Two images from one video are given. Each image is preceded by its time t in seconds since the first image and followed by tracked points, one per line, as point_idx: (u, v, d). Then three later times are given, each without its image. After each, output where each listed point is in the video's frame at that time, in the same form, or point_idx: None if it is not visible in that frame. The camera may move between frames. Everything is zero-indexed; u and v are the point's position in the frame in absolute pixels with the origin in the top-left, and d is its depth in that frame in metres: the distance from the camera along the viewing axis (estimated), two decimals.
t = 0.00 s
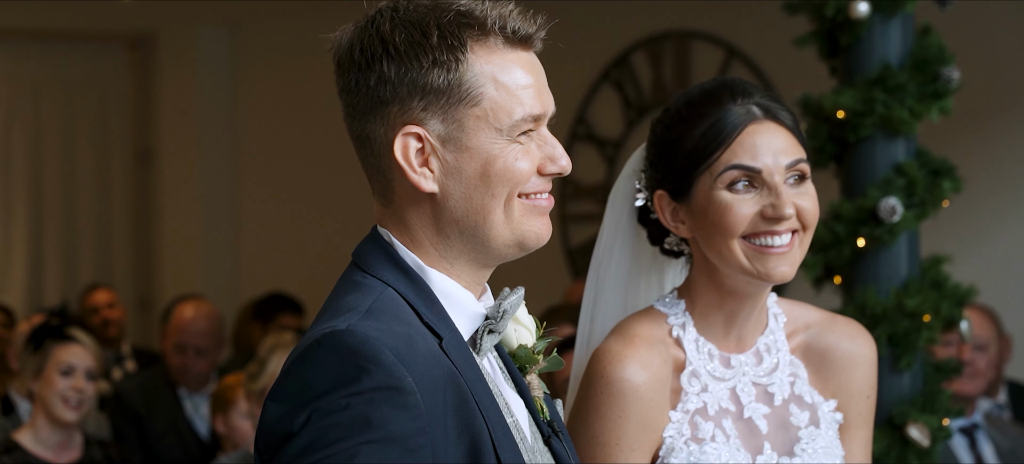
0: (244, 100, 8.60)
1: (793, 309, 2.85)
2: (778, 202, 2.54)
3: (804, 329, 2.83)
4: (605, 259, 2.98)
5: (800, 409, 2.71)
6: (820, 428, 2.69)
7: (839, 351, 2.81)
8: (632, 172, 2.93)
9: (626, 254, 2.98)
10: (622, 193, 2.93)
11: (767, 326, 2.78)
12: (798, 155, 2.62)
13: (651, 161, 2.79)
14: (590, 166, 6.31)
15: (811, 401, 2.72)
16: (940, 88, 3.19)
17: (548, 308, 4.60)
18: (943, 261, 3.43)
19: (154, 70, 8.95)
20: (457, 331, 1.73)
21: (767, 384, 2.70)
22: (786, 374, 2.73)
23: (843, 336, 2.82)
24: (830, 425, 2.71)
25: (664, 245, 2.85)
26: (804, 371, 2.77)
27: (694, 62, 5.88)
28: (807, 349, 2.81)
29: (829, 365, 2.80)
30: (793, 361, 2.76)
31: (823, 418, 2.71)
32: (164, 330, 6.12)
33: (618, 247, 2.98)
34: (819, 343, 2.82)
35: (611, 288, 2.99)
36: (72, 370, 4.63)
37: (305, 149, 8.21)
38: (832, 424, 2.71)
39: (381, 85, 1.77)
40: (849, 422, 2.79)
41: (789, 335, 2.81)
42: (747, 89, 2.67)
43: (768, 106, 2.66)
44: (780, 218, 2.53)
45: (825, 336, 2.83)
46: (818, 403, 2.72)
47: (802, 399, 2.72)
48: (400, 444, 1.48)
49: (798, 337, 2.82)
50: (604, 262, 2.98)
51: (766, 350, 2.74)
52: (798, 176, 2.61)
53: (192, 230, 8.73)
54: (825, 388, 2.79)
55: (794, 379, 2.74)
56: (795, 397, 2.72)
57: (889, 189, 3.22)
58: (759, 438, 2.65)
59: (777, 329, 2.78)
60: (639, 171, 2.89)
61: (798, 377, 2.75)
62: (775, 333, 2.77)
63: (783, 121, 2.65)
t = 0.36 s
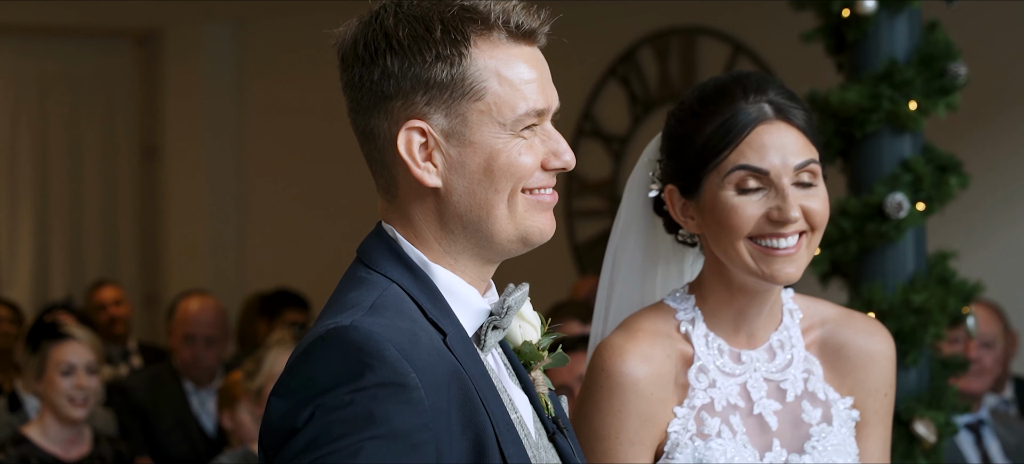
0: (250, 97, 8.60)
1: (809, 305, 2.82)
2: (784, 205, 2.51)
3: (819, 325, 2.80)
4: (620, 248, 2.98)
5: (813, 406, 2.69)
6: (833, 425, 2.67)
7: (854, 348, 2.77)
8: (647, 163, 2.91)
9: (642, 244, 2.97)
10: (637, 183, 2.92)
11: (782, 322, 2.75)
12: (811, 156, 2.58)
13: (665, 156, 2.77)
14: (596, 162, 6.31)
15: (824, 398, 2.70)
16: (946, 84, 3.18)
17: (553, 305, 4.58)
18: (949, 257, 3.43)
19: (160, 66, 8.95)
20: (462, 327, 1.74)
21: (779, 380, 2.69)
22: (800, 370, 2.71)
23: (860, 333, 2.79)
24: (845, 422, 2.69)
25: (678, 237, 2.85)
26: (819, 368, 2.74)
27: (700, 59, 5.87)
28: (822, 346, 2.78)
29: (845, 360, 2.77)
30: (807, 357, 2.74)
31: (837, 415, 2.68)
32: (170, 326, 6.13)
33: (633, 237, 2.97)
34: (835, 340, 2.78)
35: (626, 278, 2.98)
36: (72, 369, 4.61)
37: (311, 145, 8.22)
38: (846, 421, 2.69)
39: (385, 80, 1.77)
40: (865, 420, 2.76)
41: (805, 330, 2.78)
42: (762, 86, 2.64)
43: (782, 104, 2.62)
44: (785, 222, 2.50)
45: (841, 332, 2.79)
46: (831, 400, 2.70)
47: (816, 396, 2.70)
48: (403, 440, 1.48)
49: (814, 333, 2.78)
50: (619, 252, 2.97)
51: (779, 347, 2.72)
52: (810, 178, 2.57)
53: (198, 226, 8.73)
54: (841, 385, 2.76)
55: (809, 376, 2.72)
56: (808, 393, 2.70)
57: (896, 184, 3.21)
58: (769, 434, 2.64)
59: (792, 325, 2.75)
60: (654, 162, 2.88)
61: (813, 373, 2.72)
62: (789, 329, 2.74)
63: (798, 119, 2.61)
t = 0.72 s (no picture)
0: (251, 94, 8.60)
1: (841, 310, 2.75)
2: (735, 196, 2.50)
3: (851, 331, 2.72)
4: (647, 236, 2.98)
5: (833, 410, 2.63)
6: (852, 431, 2.60)
7: (884, 356, 2.69)
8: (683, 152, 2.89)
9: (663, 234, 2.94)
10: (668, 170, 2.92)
11: (809, 324, 2.69)
12: (779, 143, 2.53)
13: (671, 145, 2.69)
14: (599, 159, 6.31)
15: (847, 404, 2.64)
16: (948, 81, 3.19)
17: (556, 303, 4.59)
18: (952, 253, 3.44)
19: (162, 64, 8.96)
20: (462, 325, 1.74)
21: (798, 382, 2.63)
22: (823, 373, 2.65)
23: (891, 341, 2.70)
24: (867, 429, 2.62)
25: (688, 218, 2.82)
26: (846, 373, 2.67)
27: (702, 56, 5.87)
28: (852, 352, 2.71)
29: (876, 368, 2.69)
30: (834, 362, 2.67)
31: (858, 421, 2.61)
32: (172, 323, 6.14)
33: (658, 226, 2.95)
34: (864, 347, 2.71)
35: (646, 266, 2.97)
36: (67, 366, 4.62)
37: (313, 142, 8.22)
38: (869, 429, 2.62)
39: (459, 69, 1.69)
40: (894, 430, 2.67)
41: (835, 335, 2.71)
42: (769, 87, 2.57)
43: (779, 107, 2.55)
44: (735, 213, 2.49)
45: (874, 338, 2.71)
46: (854, 406, 2.63)
47: (837, 400, 2.63)
48: (409, 441, 1.50)
49: (844, 338, 2.71)
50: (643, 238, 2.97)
51: (803, 349, 2.66)
52: (780, 167, 2.53)
53: (200, 224, 8.74)
54: (870, 392, 2.68)
55: (832, 380, 2.65)
56: (830, 397, 2.64)
57: (898, 181, 3.22)
58: (782, 436, 2.59)
59: (820, 329, 2.69)
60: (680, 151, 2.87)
61: (837, 378, 2.66)
62: (815, 332, 2.68)
63: (793, 123, 2.55)
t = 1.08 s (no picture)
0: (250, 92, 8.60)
1: (856, 307, 2.58)
2: (702, 171, 2.43)
3: (862, 327, 2.55)
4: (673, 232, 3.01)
5: (828, 412, 2.47)
6: (845, 435, 2.44)
7: (894, 352, 2.48)
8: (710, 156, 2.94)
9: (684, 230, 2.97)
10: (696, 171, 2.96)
11: (814, 322, 2.56)
12: (757, 127, 2.46)
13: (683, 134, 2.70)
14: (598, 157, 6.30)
15: (845, 406, 2.47)
16: (948, 78, 3.19)
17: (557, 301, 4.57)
18: (951, 250, 3.45)
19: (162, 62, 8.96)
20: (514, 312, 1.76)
21: (792, 382, 2.51)
22: (820, 373, 2.50)
23: (903, 337, 2.48)
24: (866, 432, 2.44)
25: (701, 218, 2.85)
26: (850, 372, 2.50)
27: (701, 53, 5.85)
28: (863, 349, 2.53)
29: (885, 366, 2.49)
30: (836, 361, 2.51)
31: (853, 424, 2.44)
32: (172, 320, 6.15)
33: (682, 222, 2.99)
34: (875, 343, 2.51)
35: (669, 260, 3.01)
36: (66, 364, 4.61)
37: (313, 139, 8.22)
38: (866, 433, 2.44)
39: (529, 67, 1.72)
40: (911, 431, 2.46)
41: (843, 333, 2.55)
42: (772, 81, 2.51)
43: (776, 100, 2.48)
44: (698, 187, 2.41)
45: (885, 334, 2.51)
46: (852, 408, 2.47)
47: (833, 402, 2.48)
48: (480, 420, 1.52)
49: (853, 336, 2.54)
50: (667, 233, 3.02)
51: (803, 348, 2.53)
52: (754, 150, 2.44)
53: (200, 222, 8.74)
54: (881, 391, 2.48)
55: (831, 380, 2.50)
56: (826, 399, 2.49)
57: (898, 178, 3.21)
58: (769, 438, 2.47)
59: (826, 327, 2.54)
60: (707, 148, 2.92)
61: (837, 378, 2.50)
62: (820, 330, 2.54)
63: (784, 116, 2.47)
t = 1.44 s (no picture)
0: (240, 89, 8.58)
1: (811, 306, 2.52)
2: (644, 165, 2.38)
3: (813, 327, 2.49)
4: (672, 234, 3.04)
5: (773, 414, 2.44)
6: (786, 438, 2.40)
7: (843, 353, 2.41)
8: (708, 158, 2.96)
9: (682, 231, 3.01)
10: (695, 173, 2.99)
11: (766, 321, 2.52)
12: (704, 124, 2.42)
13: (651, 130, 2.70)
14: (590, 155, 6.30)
15: (789, 407, 2.43)
16: (938, 76, 3.19)
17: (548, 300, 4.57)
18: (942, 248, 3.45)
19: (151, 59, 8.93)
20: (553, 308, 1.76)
21: (740, 383, 2.48)
22: (767, 374, 2.46)
23: (851, 336, 2.41)
24: (809, 434, 2.39)
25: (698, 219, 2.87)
26: (797, 373, 2.46)
27: (693, 50, 5.85)
28: (814, 350, 2.47)
29: (832, 366, 2.43)
30: (784, 361, 2.47)
31: (796, 426, 2.40)
32: (162, 317, 6.14)
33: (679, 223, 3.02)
34: (823, 344, 2.45)
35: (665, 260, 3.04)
36: (56, 361, 4.59)
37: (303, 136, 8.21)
38: (808, 434, 2.39)
39: (568, 75, 1.71)
40: (860, 433, 2.37)
41: (794, 333, 2.50)
42: (730, 81, 2.48)
43: (729, 100, 2.44)
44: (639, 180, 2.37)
45: (834, 333, 2.45)
46: (796, 410, 2.43)
47: (778, 404, 2.44)
48: (527, 407, 1.52)
49: (803, 336, 2.49)
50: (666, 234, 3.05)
51: (752, 348, 2.50)
52: (699, 148, 2.41)
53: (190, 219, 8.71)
54: (828, 392, 2.43)
55: (778, 380, 2.46)
56: (771, 400, 2.45)
57: (888, 177, 3.22)
58: (715, 439, 2.46)
59: (777, 327, 2.50)
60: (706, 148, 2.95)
61: (784, 379, 2.46)
62: (770, 330, 2.50)
63: (735, 116, 2.42)
